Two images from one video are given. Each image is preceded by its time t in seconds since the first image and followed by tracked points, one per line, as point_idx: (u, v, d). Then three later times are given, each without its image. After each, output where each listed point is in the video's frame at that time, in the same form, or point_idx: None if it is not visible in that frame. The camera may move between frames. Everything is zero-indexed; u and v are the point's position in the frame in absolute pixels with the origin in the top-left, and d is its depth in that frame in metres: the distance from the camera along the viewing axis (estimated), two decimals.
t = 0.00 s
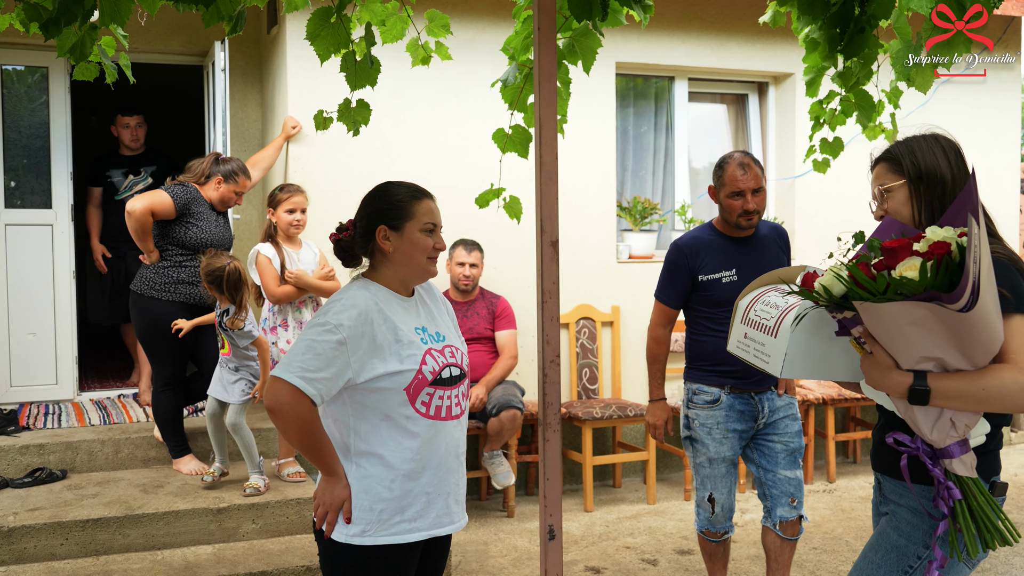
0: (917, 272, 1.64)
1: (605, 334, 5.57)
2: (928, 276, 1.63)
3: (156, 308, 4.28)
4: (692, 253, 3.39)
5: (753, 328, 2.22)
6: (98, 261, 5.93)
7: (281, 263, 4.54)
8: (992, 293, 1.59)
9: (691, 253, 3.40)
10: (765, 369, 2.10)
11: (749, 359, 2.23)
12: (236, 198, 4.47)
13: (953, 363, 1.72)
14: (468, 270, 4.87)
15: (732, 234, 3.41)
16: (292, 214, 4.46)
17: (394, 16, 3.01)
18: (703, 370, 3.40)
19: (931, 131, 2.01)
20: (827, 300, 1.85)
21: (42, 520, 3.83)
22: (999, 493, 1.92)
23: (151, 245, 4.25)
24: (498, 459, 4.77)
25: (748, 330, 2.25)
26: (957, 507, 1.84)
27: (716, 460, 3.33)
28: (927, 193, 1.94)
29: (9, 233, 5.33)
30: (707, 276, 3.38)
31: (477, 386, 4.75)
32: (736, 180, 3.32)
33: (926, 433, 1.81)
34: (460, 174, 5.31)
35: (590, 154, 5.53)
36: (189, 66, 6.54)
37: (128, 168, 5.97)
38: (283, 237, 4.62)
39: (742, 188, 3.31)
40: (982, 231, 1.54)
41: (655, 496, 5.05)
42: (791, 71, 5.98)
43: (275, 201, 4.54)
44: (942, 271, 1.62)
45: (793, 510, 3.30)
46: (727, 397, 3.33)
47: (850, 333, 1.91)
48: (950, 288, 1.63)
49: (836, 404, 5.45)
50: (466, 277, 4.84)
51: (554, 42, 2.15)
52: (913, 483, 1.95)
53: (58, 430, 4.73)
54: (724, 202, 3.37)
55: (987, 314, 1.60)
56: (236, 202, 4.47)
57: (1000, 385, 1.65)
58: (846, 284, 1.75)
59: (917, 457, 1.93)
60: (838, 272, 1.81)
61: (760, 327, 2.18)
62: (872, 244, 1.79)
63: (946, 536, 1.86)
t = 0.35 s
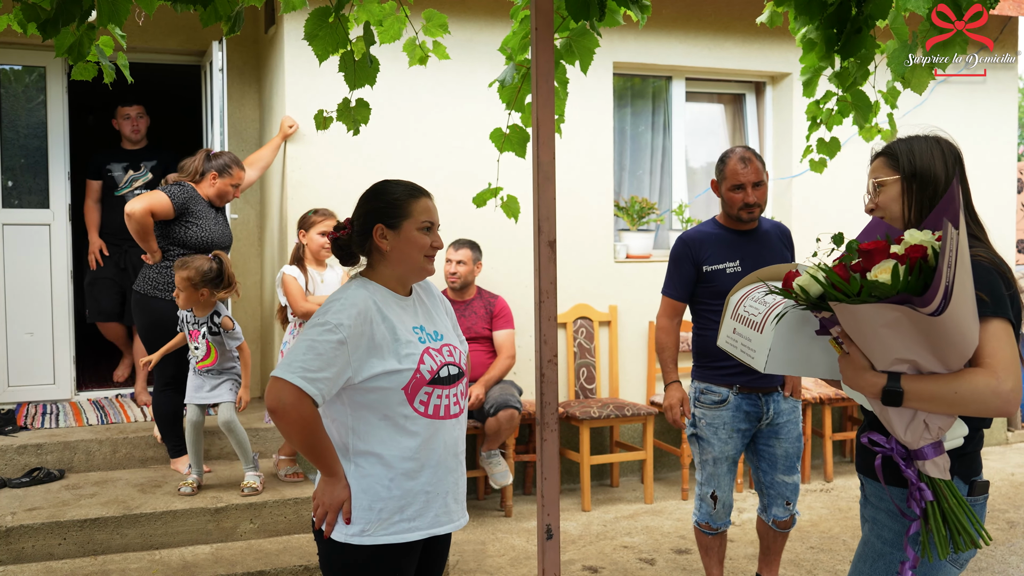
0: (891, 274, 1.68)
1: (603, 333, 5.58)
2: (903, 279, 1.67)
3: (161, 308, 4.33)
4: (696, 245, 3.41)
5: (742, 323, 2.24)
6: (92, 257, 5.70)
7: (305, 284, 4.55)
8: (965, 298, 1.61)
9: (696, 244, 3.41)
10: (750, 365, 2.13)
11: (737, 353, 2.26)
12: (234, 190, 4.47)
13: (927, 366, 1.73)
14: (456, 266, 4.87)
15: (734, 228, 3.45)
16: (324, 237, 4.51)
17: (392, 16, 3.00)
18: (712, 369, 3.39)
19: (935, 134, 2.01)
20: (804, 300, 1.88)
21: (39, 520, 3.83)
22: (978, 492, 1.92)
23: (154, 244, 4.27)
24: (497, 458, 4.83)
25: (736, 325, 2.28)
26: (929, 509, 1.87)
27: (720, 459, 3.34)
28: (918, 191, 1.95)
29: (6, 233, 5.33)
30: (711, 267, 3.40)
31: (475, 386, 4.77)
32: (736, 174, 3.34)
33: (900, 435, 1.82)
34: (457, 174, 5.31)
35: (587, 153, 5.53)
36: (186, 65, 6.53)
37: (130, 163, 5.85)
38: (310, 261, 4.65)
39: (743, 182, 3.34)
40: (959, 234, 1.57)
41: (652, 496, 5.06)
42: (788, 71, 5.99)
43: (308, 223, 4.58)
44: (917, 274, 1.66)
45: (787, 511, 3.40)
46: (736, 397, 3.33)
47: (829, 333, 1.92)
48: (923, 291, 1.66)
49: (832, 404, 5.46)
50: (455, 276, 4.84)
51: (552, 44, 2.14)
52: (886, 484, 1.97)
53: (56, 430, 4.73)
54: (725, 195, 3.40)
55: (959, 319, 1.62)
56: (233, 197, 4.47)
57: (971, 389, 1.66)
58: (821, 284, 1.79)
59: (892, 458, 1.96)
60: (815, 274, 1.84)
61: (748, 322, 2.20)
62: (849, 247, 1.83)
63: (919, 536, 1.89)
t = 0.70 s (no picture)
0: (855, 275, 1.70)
1: (600, 333, 5.58)
2: (866, 279, 1.69)
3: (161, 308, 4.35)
4: (714, 240, 3.44)
5: (727, 322, 2.32)
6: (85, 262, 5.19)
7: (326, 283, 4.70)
8: (928, 301, 1.64)
9: (712, 239, 3.44)
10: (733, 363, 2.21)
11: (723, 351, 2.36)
12: (233, 186, 4.46)
13: (894, 365, 1.76)
14: (445, 265, 4.88)
15: (750, 225, 3.50)
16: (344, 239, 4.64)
17: (388, 15, 3.00)
18: (725, 368, 3.37)
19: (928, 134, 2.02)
20: (775, 300, 1.93)
21: (35, 520, 3.84)
22: (956, 490, 1.93)
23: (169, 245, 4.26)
24: (493, 457, 4.83)
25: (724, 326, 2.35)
26: (900, 507, 1.89)
27: (732, 457, 3.35)
28: (905, 188, 1.95)
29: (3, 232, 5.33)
30: (728, 262, 3.43)
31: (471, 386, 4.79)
32: (755, 172, 3.39)
33: (870, 433, 1.87)
34: (454, 174, 5.32)
35: (584, 153, 5.54)
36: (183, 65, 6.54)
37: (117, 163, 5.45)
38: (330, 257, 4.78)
39: (761, 180, 3.39)
40: (922, 235, 1.61)
41: (649, 495, 5.06)
42: (784, 70, 5.99)
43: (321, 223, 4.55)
44: (880, 275, 1.69)
45: (774, 503, 3.48)
46: (749, 396, 3.33)
47: (803, 332, 1.97)
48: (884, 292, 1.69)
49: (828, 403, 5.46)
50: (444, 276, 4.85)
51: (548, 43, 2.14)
52: (857, 478, 2.01)
53: (52, 429, 4.73)
54: (742, 192, 3.45)
55: (920, 321, 1.65)
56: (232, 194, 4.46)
57: (937, 388, 1.68)
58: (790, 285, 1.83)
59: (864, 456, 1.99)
60: (784, 275, 1.88)
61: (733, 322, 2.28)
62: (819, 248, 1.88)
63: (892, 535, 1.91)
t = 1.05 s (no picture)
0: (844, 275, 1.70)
1: (596, 332, 5.59)
2: (855, 279, 1.70)
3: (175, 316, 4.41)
4: (715, 240, 3.46)
5: (719, 330, 2.57)
6: (78, 265, 5.05)
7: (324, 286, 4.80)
8: (918, 298, 1.64)
9: (713, 239, 3.46)
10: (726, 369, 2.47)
11: (715, 358, 2.60)
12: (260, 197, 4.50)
13: (888, 365, 1.76)
14: (438, 265, 4.89)
15: (753, 225, 3.49)
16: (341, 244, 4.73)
17: (383, 14, 3.00)
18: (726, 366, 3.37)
19: (922, 135, 2.01)
20: (765, 304, 1.94)
21: (31, 519, 3.83)
22: (953, 490, 1.94)
23: (203, 293, 4.33)
24: (489, 456, 4.79)
25: (715, 332, 2.61)
26: (900, 507, 1.89)
27: (731, 457, 3.34)
28: (893, 188, 1.96)
29: None
30: (728, 261, 3.43)
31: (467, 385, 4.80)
32: (757, 173, 3.39)
33: (866, 433, 1.86)
34: (450, 174, 5.32)
35: (580, 152, 5.54)
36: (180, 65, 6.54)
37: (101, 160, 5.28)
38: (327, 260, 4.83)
39: (763, 180, 3.39)
40: (909, 233, 1.62)
41: (645, 495, 5.06)
42: (781, 70, 6.00)
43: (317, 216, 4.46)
44: (869, 274, 1.69)
45: (769, 501, 3.49)
46: (750, 396, 3.32)
47: (795, 335, 1.98)
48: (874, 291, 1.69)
49: (824, 403, 5.46)
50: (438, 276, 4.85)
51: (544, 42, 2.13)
52: (856, 481, 2.00)
53: (48, 429, 4.74)
54: (745, 192, 3.46)
55: (912, 320, 1.65)
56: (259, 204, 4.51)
57: (932, 387, 1.67)
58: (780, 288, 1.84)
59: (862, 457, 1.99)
60: (773, 279, 1.89)
61: (726, 330, 2.52)
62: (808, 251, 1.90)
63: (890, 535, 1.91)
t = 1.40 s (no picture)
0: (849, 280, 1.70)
1: (594, 332, 5.59)
2: (860, 284, 1.69)
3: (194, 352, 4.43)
4: (713, 240, 3.45)
5: (715, 328, 2.48)
6: (67, 270, 4.98)
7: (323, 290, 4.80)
8: (923, 301, 1.64)
9: (711, 239, 3.46)
10: (723, 368, 2.36)
11: (710, 356, 2.51)
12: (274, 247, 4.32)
13: (892, 368, 1.75)
14: (434, 266, 4.89)
15: (751, 225, 3.50)
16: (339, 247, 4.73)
17: (381, 14, 2.99)
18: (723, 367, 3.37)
19: (925, 137, 2.01)
20: (768, 310, 1.93)
21: (29, 520, 3.83)
22: (954, 491, 1.95)
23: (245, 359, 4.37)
24: (486, 456, 4.83)
25: (710, 330, 2.51)
26: (905, 510, 1.90)
27: (730, 458, 3.34)
28: (894, 188, 1.96)
29: None
30: (727, 260, 3.43)
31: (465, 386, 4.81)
32: (755, 173, 3.40)
33: (871, 437, 1.86)
34: (448, 174, 5.31)
35: (578, 153, 5.54)
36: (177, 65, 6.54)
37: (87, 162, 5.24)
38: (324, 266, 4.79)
39: (761, 181, 3.39)
40: (911, 237, 1.62)
41: (643, 495, 5.07)
42: (778, 71, 6.00)
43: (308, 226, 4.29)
44: (874, 278, 1.69)
45: (767, 502, 3.49)
46: (749, 397, 3.32)
47: (796, 340, 1.97)
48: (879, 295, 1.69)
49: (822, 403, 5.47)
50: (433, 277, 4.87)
51: (542, 42, 2.12)
52: (860, 485, 1.99)
53: (45, 429, 4.73)
54: (743, 193, 3.46)
55: (918, 324, 1.65)
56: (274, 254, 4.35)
57: (936, 388, 1.67)
58: (782, 294, 1.84)
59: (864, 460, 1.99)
60: (775, 284, 1.89)
61: (722, 327, 2.42)
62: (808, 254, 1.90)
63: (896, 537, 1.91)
